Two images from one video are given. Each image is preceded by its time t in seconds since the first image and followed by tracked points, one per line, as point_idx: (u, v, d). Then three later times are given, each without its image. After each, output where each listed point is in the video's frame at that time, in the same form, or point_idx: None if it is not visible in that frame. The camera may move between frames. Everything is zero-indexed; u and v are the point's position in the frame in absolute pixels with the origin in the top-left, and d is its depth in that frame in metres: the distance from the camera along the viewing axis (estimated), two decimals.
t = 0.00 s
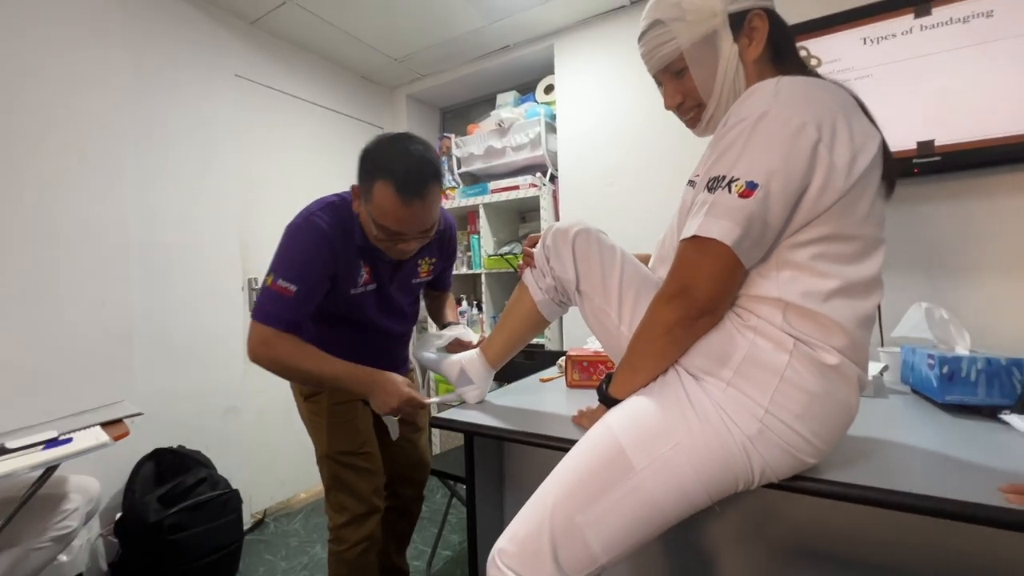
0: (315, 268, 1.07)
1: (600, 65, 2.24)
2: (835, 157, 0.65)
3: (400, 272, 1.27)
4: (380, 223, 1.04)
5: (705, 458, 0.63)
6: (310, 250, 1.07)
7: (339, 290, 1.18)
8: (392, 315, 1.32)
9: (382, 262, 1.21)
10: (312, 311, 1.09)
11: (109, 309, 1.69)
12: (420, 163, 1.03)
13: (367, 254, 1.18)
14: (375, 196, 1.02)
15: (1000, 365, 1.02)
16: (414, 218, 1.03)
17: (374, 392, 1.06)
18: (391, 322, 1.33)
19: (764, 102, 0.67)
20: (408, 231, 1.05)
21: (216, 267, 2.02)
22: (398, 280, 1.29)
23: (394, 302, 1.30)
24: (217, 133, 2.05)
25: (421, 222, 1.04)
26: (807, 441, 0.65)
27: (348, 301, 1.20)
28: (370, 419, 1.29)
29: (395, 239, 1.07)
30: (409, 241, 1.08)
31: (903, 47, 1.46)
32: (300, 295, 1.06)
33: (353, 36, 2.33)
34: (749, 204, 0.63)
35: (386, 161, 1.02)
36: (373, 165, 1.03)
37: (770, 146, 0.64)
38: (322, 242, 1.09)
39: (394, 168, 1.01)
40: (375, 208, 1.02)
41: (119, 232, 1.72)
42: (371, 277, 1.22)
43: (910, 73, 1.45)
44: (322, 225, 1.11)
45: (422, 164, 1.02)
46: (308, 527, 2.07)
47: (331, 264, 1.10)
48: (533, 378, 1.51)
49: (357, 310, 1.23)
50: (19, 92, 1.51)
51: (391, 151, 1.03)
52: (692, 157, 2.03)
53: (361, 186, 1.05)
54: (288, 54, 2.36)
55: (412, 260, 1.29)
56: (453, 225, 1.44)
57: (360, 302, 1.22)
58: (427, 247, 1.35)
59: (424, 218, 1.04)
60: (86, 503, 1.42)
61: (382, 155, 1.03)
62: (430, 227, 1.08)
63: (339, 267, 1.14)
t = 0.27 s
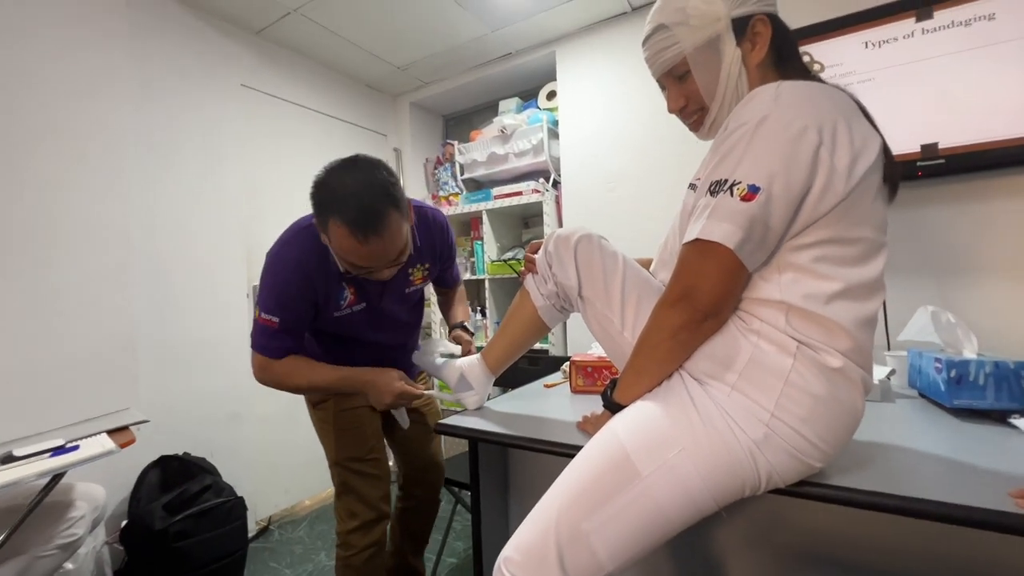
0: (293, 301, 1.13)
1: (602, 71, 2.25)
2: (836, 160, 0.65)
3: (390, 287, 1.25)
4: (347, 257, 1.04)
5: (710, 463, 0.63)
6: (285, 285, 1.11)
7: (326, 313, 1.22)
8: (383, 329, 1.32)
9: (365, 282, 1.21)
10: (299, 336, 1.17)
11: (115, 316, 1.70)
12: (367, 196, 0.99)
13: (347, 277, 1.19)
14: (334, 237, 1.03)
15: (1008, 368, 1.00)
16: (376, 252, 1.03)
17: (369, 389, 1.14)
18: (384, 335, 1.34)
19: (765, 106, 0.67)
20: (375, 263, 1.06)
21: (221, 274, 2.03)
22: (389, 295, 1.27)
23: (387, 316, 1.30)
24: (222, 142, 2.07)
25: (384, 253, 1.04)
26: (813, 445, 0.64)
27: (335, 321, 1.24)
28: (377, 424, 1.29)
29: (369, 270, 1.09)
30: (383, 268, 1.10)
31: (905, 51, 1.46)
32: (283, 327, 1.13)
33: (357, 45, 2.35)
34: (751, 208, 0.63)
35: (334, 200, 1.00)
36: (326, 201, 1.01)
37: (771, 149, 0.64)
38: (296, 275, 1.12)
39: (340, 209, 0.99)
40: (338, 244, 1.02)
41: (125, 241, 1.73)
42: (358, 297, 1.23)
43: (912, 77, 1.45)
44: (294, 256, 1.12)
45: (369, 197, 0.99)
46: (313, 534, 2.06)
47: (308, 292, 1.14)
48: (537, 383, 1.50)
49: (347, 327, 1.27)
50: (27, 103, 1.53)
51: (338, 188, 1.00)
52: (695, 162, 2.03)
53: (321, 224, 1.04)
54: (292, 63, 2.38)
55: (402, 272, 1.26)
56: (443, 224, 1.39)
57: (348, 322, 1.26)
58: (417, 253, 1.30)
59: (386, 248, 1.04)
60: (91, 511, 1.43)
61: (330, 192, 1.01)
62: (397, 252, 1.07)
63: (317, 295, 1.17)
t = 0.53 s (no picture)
0: (288, 304, 1.16)
1: (600, 77, 2.26)
2: (835, 164, 0.65)
3: (384, 290, 1.24)
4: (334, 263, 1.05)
5: (710, 468, 0.63)
6: (279, 288, 1.15)
7: (322, 316, 1.24)
8: (378, 333, 1.31)
9: (358, 285, 1.21)
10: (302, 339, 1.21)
11: (113, 322, 1.70)
12: (347, 201, 0.99)
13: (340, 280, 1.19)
14: (319, 244, 1.04)
15: (1006, 371, 1.00)
16: (361, 258, 1.04)
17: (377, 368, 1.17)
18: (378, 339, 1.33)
19: (765, 111, 0.68)
20: (362, 268, 1.07)
21: (219, 279, 2.03)
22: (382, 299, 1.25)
23: (381, 319, 1.29)
24: (221, 147, 2.07)
25: (370, 258, 1.05)
26: (813, 449, 0.64)
27: (330, 323, 1.25)
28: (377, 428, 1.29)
29: (357, 275, 1.11)
30: (370, 273, 1.11)
31: (900, 56, 1.47)
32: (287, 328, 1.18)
33: (356, 51, 2.36)
34: (751, 212, 0.63)
35: (314, 207, 1.00)
36: (308, 208, 1.01)
37: (771, 154, 0.64)
38: (289, 278, 1.15)
39: (322, 218, 0.99)
40: (325, 250, 1.03)
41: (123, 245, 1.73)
42: (352, 300, 1.23)
43: (908, 82, 1.46)
44: (288, 259, 1.15)
45: (350, 202, 0.99)
46: (310, 541, 2.04)
47: (304, 295, 1.17)
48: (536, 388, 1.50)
49: (342, 330, 1.28)
50: (26, 108, 1.53)
51: (319, 195, 1.00)
52: (693, 167, 2.04)
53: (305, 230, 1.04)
54: (291, 69, 2.39)
55: (395, 276, 1.24)
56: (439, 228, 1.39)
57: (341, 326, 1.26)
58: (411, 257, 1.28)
59: (372, 253, 1.05)
60: (87, 518, 1.41)
61: (311, 199, 1.01)
62: (383, 256, 1.08)
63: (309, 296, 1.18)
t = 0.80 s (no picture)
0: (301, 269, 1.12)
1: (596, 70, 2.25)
2: (830, 161, 0.65)
3: (388, 273, 1.27)
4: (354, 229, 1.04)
5: (702, 462, 0.63)
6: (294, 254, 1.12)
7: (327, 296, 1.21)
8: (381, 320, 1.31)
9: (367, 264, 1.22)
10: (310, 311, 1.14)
11: (105, 315, 1.68)
12: (377, 164, 1.00)
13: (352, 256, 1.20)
14: (343, 207, 1.02)
15: (995, 367, 1.03)
16: (385, 221, 1.01)
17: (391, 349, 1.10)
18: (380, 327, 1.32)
19: (760, 107, 0.68)
20: (382, 234, 1.04)
21: (212, 273, 2.01)
22: (386, 281, 1.27)
23: (384, 305, 1.29)
24: (214, 139, 2.05)
25: (391, 222, 1.03)
26: (804, 444, 0.65)
27: (336, 304, 1.22)
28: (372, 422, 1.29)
29: (375, 245, 1.07)
30: (389, 243, 1.08)
31: (896, 53, 1.47)
32: (295, 297, 1.12)
33: (350, 42, 2.34)
34: (745, 208, 0.63)
35: (345, 168, 1.01)
36: (337, 172, 1.02)
37: (767, 150, 0.64)
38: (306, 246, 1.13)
39: (351, 176, 0.99)
40: (346, 215, 1.02)
41: (114, 238, 1.72)
42: (358, 279, 1.22)
43: (904, 79, 1.47)
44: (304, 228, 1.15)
45: (377, 168, 1.00)
46: (305, 534, 2.05)
47: (313, 266, 1.14)
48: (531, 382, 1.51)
49: (346, 312, 1.25)
50: (14, 98, 1.51)
51: (348, 160, 1.02)
52: (688, 162, 2.04)
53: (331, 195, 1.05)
54: (285, 60, 2.37)
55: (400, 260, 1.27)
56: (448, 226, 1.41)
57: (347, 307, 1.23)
58: (416, 247, 1.31)
59: (396, 216, 1.03)
60: (80, 512, 1.41)
61: (340, 162, 1.02)
62: (404, 225, 1.06)
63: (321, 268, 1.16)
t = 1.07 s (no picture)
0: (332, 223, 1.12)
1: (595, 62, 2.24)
2: (829, 156, 0.65)
3: (401, 253, 1.30)
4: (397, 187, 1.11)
5: (696, 455, 0.64)
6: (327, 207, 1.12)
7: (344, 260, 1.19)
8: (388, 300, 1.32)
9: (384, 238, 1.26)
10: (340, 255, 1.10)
11: (97, 305, 1.67)
12: (434, 134, 1.11)
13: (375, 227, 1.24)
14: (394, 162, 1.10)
15: (985, 362, 1.04)
16: (429, 183, 1.11)
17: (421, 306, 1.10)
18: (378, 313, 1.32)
19: (761, 101, 0.67)
20: (422, 197, 1.13)
21: (206, 263, 2.00)
22: (395, 261, 1.30)
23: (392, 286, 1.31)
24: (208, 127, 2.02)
25: (433, 188, 1.12)
26: (797, 438, 0.65)
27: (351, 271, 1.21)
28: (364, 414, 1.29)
29: (409, 206, 1.15)
30: (421, 208, 1.16)
31: (895, 48, 1.47)
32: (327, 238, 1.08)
33: (347, 31, 2.31)
34: (744, 202, 0.63)
35: (407, 127, 1.10)
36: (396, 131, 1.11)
37: (766, 144, 0.64)
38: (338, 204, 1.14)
39: (412, 136, 1.09)
40: (396, 172, 1.10)
41: (106, 227, 1.70)
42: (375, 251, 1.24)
43: (903, 74, 1.46)
44: (337, 187, 1.17)
45: (435, 136, 1.11)
46: (300, 525, 2.06)
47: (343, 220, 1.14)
48: (526, 374, 1.51)
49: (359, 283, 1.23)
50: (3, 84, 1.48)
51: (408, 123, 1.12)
52: (685, 155, 2.04)
53: (382, 152, 1.12)
54: (280, 48, 2.34)
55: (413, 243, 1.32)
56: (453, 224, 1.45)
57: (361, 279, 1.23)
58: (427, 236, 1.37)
59: (438, 184, 1.12)
60: (73, 502, 1.41)
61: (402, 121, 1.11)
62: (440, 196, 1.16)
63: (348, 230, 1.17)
